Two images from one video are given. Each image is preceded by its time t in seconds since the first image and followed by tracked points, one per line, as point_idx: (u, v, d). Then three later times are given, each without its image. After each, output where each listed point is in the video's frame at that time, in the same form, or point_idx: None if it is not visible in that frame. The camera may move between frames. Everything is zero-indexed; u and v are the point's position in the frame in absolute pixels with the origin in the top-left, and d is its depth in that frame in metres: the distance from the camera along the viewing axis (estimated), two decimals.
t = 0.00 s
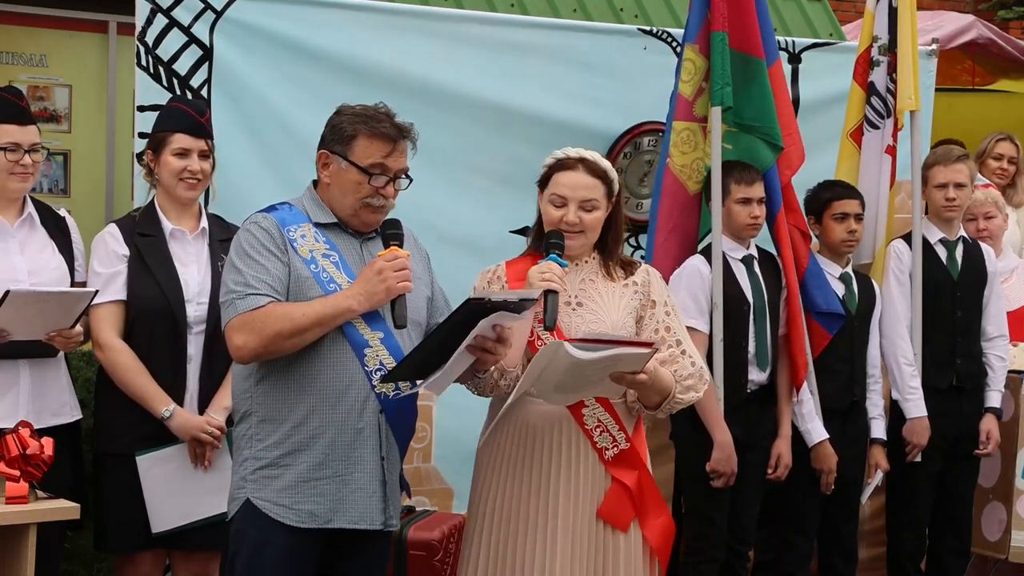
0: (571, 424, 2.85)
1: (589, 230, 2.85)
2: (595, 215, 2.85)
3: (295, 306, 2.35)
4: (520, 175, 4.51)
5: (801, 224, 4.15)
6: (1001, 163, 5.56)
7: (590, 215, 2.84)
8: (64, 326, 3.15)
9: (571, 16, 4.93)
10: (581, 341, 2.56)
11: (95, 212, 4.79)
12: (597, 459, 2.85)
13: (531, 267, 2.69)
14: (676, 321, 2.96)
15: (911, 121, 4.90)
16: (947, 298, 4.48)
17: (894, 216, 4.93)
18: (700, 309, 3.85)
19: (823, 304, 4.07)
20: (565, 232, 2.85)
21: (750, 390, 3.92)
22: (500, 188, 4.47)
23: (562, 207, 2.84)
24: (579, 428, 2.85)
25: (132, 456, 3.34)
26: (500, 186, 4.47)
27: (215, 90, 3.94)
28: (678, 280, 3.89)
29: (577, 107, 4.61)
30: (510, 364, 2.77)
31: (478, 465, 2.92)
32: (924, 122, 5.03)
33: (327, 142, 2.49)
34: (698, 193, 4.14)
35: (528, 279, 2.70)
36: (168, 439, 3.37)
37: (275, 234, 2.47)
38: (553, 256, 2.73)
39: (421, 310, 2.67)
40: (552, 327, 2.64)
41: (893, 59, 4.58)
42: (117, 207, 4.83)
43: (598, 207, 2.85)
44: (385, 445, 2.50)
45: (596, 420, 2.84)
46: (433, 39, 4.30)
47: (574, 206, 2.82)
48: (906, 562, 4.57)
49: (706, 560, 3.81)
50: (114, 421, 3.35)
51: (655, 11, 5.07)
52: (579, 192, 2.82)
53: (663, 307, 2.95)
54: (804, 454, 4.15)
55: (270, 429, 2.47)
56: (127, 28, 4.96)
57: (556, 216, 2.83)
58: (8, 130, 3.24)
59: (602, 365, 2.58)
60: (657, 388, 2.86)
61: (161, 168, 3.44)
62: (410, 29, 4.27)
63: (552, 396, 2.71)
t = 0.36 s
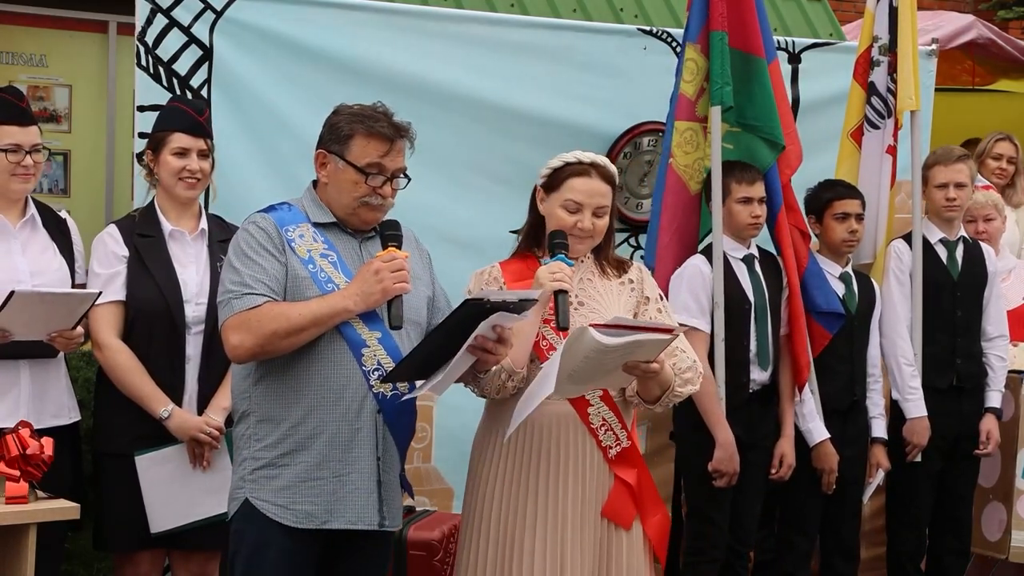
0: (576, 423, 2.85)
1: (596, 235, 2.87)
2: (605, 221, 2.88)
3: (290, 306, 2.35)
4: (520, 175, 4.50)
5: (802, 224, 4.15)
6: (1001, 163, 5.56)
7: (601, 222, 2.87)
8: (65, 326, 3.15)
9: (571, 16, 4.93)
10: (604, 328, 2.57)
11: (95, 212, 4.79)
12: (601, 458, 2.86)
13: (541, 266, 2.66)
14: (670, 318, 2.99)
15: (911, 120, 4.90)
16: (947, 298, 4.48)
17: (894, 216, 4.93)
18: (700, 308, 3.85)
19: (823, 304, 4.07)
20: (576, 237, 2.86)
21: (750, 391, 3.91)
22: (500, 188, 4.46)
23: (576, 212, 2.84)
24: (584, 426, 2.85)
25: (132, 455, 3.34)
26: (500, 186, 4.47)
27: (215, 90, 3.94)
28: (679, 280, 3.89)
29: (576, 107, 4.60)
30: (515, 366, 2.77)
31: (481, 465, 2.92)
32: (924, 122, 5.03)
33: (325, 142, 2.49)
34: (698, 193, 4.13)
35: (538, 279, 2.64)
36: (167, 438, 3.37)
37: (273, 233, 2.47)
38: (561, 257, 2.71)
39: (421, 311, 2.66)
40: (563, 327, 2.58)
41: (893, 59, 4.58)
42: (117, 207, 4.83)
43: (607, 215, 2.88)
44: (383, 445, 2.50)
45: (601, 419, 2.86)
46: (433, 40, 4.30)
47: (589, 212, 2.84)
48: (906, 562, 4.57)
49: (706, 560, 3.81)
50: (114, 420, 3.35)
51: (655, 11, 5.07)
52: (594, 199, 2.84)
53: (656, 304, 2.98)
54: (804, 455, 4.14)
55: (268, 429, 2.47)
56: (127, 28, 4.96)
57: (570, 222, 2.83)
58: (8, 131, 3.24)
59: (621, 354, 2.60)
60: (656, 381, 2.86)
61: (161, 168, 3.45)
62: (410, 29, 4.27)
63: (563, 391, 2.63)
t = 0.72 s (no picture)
0: (576, 424, 2.85)
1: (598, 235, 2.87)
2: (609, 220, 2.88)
3: (283, 308, 2.35)
4: (520, 175, 4.50)
5: (805, 224, 4.15)
6: (999, 163, 5.55)
7: (604, 222, 2.87)
8: (65, 326, 3.15)
9: (571, 16, 4.93)
10: (617, 334, 2.59)
11: (95, 211, 4.78)
12: (601, 458, 2.85)
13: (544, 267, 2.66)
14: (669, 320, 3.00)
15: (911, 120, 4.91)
16: (947, 298, 4.48)
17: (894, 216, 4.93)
18: (700, 308, 3.85)
19: (826, 304, 4.07)
20: (579, 236, 2.86)
21: (750, 391, 3.91)
22: (500, 188, 4.46)
23: (580, 213, 2.85)
24: (584, 427, 2.85)
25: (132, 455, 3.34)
26: (500, 185, 4.47)
27: (215, 90, 3.94)
28: (679, 279, 3.90)
29: (576, 107, 4.60)
30: (516, 366, 2.76)
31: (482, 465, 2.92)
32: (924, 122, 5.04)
33: (317, 141, 2.48)
34: (697, 193, 4.14)
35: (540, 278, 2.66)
36: (167, 438, 3.37)
37: (265, 235, 2.47)
38: (564, 257, 2.71)
39: (416, 309, 2.66)
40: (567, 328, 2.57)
41: (894, 59, 4.59)
42: (117, 208, 4.82)
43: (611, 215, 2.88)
44: (380, 444, 2.51)
45: (602, 420, 2.86)
46: (433, 40, 4.31)
47: (593, 212, 2.84)
48: (906, 562, 4.56)
49: (706, 560, 3.81)
50: (113, 420, 3.35)
51: (655, 11, 5.07)
52: (598, 199, 2.84)
53: (656, 306, 3.00)
54: (805, 454, 4.14)
55: (265, 429, 2.46)
56: (127, 28, 4.95)
57: (573, 221, 2.84)
58: (7, 131, 3.24)
59: (631, 360, 2.60)
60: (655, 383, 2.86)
61: (160, 168, 3.45)
62: (410, 29, 4.27)
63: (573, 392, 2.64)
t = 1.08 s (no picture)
0: (580, 425, 2.85)
1: (607, 223, 2.87)
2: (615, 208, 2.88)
3: (273, 308, 2.35)
4: (520, 175, 4.50)
5: (807, 226, 4.15)
6: (998, 163, 5.55)
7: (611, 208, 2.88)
8: (65, 326, 3.15)
9: (571, 16, 4.93)
10: (634, 342, 2.57)
11: (95, 212, 4.79)
12: (605, 460, 2.85)
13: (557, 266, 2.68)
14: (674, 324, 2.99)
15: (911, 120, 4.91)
16: (948, 298, 4.48)
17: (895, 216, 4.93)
18: (700, 308, 3.86)
19: (827, 304, 4.07)
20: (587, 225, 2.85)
21: (749, 391, 3.92)
22: (500, 188, 4.46)
23: (585, 200, 2.85)
24: (588, 428, 2.84)
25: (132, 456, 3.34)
26: (500, 185, 4.47)
27: (215, 90, 3.94)
28: (678, 279, 3.90)
29: (576, 107, 4.60)
30: (524, 364, 2.73)
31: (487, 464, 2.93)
32: (924, 122, 5.04)
33: (310, 141, 2.49)
34: (696, 193, 4.14)
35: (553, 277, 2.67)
36: (166, 438, 3.37)
37: (258, 234, 2.48)
38: (577, 256, 2.72)
39: (410, 309, 2.66)
40: (580, 327, 2.59)
41: (894, 59, 4.58)
42: (117, 208, 4.83)
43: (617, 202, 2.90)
44: (374, 444, 2.51)
45: (607, 423, 2.85)
46: (433, 40, 4.31)
47: (598, 196, 2.85)
48: (906, 562, 4.55)
49: (706, 559, 3.81)
50: (113, 420, 3.36)
51: (655, 10, 5.07)
52: (602, 183, 2.87)
53: (661, 310, 3.00)
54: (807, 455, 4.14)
55: (258, 429, 2.47)
56: (127, 28, 4.96)
57: (580, 208, 2.84)
58: (6, 131, 3.24)
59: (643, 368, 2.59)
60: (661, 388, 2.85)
61: (160, 168, 3.45)
62: (410, 29, 4.27)
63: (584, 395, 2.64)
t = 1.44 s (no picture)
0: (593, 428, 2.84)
1: (616, 216, 2.87)
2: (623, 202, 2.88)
3: (265, 308, 2.34)
4: (520, 174, 4.50)
5: (808, 226, 4.15)
6: (997, 164, 5.55)
7: (619, 202, 2.88)
8: (65, 327, 3.15)
9: (571, 16, 4.93)
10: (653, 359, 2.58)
11: (95, 212, 4.79)
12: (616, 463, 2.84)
13: (583, 268, 2.68)
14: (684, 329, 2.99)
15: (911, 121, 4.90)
16: (948, 298, 4.48)
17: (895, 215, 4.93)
18: (699, 308, 3.86)
19: (829, 304, 4.07)
20: (597, 219, 2.85)
21: (749, 391, 3.91)
22: (500, 188, 4.46)
23: (593, 195, 2.86)
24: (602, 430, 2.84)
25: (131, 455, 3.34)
26: (500, 186, 4.46)
27: (216, 90, 3.94)
28: (678, 280, 3.90)
29: (577, 108, 4.60)
30: (547, 366, 2.71)
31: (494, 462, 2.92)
32: (925, 122, 5.05)
33: (304, 140, 2.49)
34: (696, 193, 4.13)
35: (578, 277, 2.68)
36: (166, 439, 3.36)
37: (251, 234, 2.47)
38: (601, 259, 2.72)
39: (404, 310, 2.65)
40: (607, 333, 2.68)
41: (895, 59, 4.57)
42: (117, 208, 4.82)
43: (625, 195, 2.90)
44: (368, 444, 2.50)
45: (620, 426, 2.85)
46: (433, 40, 4.31)
47: (606, 188, 2.86)
48: (906, 562, 4.54)
49: (706, 559, 3.80)
50: (113, 420, 3.36)
51: (655, 11, 5.07)
52: (608, 177, 2.87)
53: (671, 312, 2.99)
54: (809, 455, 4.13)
55: (252, 430, 2.46)
56: (127, 28, 4.96)
57: (589, 202, 2.84)
58: (5, 130, 3.24)
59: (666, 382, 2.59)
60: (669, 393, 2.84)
61: (160, 168, 3.45)
62: (410, 29, 4.27)
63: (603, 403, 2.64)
